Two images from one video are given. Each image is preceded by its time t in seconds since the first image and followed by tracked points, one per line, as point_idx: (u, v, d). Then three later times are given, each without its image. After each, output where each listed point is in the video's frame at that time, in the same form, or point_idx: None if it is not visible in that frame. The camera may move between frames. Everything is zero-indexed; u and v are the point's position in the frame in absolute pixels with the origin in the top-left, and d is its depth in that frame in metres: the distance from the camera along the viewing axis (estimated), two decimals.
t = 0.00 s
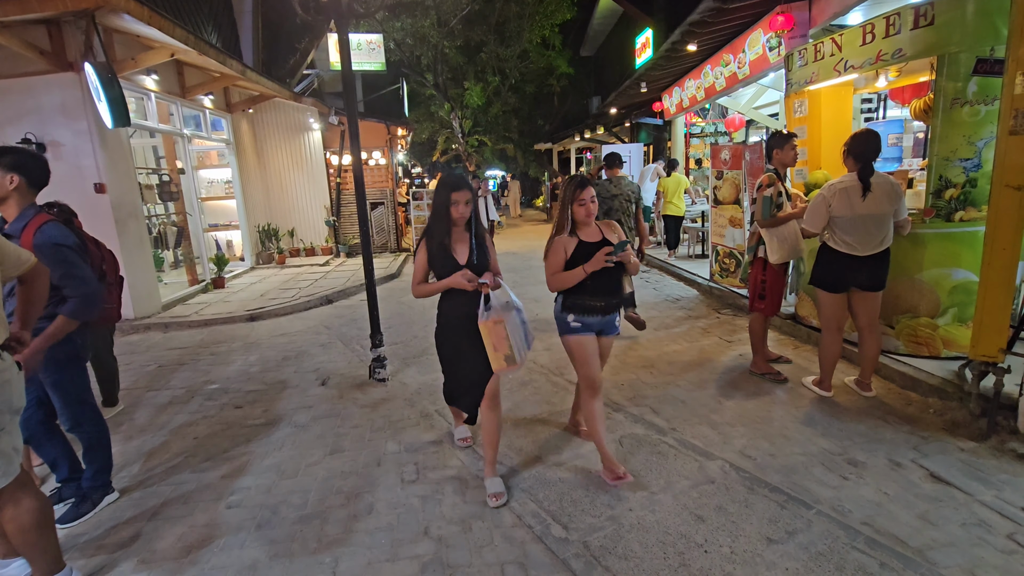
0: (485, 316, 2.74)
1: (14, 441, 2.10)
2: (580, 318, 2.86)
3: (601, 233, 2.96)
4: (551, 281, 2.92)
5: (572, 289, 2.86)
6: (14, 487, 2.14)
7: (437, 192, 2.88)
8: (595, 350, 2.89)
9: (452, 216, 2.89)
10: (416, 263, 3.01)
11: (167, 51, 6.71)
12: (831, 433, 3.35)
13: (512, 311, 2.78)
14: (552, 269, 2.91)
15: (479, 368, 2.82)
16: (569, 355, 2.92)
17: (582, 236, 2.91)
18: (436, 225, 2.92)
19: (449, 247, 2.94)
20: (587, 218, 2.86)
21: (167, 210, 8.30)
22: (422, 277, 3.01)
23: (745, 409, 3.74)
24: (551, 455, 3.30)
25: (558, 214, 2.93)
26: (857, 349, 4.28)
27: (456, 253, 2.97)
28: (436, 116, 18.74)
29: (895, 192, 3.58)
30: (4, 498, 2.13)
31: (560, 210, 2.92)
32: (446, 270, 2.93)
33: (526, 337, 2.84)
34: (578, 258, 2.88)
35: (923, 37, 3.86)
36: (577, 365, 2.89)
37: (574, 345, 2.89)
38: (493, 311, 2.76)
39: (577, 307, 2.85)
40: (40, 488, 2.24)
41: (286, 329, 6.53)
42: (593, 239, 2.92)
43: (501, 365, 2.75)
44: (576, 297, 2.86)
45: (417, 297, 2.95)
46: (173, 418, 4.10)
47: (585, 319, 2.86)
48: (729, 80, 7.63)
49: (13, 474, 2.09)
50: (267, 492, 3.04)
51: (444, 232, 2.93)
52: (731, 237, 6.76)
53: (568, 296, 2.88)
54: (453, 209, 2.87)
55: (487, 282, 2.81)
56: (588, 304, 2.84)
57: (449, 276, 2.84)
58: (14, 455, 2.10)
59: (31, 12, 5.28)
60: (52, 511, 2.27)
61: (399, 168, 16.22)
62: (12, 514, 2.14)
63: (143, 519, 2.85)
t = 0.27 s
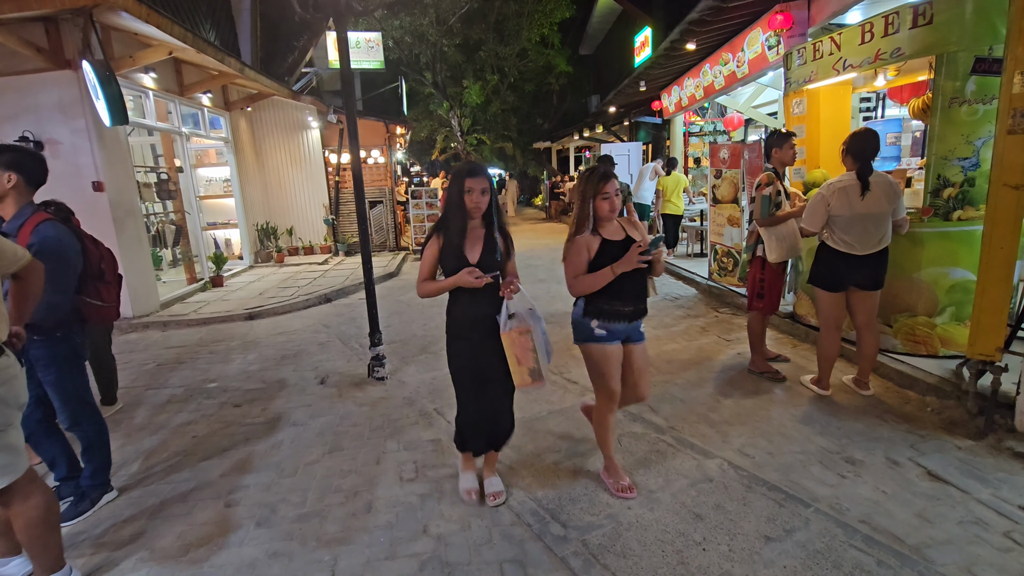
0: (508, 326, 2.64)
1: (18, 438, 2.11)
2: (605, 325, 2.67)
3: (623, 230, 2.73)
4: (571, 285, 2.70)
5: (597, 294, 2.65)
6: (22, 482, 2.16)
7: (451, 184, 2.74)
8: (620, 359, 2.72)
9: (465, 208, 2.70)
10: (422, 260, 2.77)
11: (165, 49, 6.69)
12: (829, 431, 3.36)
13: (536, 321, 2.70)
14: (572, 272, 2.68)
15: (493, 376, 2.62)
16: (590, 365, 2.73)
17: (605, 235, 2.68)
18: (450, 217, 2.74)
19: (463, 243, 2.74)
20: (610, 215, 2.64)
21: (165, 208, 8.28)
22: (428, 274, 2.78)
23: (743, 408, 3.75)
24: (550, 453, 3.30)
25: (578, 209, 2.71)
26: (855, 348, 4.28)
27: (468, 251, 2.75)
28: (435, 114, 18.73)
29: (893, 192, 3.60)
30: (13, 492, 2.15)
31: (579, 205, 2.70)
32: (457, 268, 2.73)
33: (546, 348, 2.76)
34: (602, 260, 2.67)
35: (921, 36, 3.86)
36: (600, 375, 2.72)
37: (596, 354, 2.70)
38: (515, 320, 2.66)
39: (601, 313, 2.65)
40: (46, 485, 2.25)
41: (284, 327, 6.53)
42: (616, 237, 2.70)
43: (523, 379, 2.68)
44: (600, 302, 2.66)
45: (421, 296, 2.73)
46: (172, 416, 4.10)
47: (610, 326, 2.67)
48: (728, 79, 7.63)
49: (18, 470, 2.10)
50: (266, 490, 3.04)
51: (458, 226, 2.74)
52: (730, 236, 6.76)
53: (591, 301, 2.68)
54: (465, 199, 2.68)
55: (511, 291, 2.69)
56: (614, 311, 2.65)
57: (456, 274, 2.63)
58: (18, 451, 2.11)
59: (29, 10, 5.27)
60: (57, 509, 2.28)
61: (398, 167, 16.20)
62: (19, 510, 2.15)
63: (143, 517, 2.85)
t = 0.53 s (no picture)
0: (514, 359, 2.13)
1: (20, 435, 2.11)
2: (634, 340, 2.48)
3: (654, 236, 2.55)
4: (603, 296, 2.51)
5: (630, 307, 2.45)
6: (27, 479, 2.17)
7: (459, 189, 2.31)
8: (647, 375, 2.57)
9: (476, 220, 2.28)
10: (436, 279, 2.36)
11: (162, 47, 6.68)
12: (827, 430, 3.37)
13: (549, 356, 2.24)
14: (604, 281, 2.48)
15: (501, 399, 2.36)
16: (612, 378, 2.60)
17: (638, 241, 2.48)
18: (460, 230, 2.30)
19: (479, 260, 2.29)
20: (643, 220, 2.47)
21: (162, 207, 8.25)
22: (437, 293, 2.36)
23: (741, 407, 3.76)
24: (548, 452, 3.30)
25: (608, 213, 2.51)
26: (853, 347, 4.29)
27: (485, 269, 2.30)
28: (433, 113, 18.71)
29: (891, 191, 3.60)
30: (20, 489, 2.16)
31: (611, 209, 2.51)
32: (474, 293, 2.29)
33: (558, 387, 2.32)
34: (636, 271, 2.46)
35: (920, 35, 3.85)
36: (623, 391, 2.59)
37: (618, 368, 2.54)
38: (524, 354, 2.16)
39: (631, 327, 2.47)
40: (50, 483, 2.26)
41: (282, 326, 6.52)
42: (648, 244, 2.50)
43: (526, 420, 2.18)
44: (630, 315, 2.47)
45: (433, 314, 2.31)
46: (170, 415, 4.09)
47: (639, 341, 2.47)
48: (726, 78, 7.63)
49: (23, 467, 2.11)
50: (264, 489, 3.04)
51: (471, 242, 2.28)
52: (728, 235, 6.77)
53: (620, 313, 2.49)
54: (477, 208, 2.27)
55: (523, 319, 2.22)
56: (645, 326, 2.46)
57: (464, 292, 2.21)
58: (23, 448, 2.12)
59: (25, 7, 5.24)
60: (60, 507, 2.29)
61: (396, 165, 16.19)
62: (25, 506, 2.16)
63: (140, 517, 2.85)
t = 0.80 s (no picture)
0: (570, 370, 2.10)
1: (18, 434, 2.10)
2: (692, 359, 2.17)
3: (711, 243, 2.24)
4: (655, 312, 2.22)
5: (685, 323, 2.16)
6: (27, 479, 2.16)
7: (473, 182, 2.09)
8: (707, 400, 2.25)
9: (495, 213, 2.06)
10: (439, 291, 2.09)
11: (160, 46, 6.65)
12: (826, 429, 3.37)
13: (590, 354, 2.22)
14: (655, 295, 2.19)
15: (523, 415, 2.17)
16: (667, 403, 2.28)
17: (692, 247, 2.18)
18: (474, 228, 2.06)
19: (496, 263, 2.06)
20: (699, 225, 2.18)
21: (160, 206, 8.24)
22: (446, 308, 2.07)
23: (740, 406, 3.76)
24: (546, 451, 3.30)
25: (657, 219, 2.24)
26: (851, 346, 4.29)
27: (505, 270, 2.07)
28: (432, 112, 18.70)
29: (890, 190, 3.59)
30: (20, 489, 2.15)
31: (661, 215, 2.24)
32: (492, 300, 2.06)
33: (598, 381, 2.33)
34: (692, 282, 2.15)
35: (919, 34, 3.86)
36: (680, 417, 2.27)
37: (675, 393, 2.23)
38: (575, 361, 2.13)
39: (688, 346, 2.16)
40: (50, 482, 2.26)
41: (281, 325, 6.51)
42: (704, 250, 2.19)
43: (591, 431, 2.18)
44: (688, 334, 2.17)
45: (438, 337, 2.04)
46: (168, 415, 4.09)
47: (700, 361, 2.16)
48: (725, 77, 7.62)
49: (22, 467, 2.10)
50: (262, 488, 3.04)
51: (488, 237, 2.05)
52: (727, 234, 6.77)
53: (675, 331, 2.19)
54: (495, 202, 2.06)
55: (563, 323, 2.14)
56: (705, 344, 2.16)
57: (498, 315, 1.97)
58: (21, 447, 2.12)
59: (22, 5, 5.23)
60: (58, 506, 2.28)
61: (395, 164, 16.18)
62: (21, 507, 2.15)
63: (138, 516, 2.84)
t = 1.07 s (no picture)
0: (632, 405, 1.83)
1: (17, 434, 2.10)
2: (739, 368, 1.95)
3: (769, 242, 1.99)
4: (696, 314, 2.00)
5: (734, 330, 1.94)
6: (25, 479, 2.16)
7: (507, 186, 1.85)
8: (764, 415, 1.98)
9: (534, 224, 1.83)
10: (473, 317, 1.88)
11: (158, 45, 6.64)
12: (825, 428, 3.37)
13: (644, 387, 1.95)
14: (699, 298, 1.96)
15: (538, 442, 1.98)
16: (720, 418, 2.02)
17: (744, 248, 1.94)
18: (506, 239, 1.85)
19: (530, 281, 1.85)
20: (754, 221, 1.94)
21: (159, 205, 8.23)
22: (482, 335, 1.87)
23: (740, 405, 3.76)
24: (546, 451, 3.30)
25: (706, 213, 2.00)
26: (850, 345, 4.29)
27: (539, 292, 1.86)
28: (431, 111, 18.69)
29: (889, 189, 3.57)
30: (19, 489, 2.14)
31: (711, 209, 2.00)
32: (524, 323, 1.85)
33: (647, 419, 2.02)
34: (742, 284, 1.93)
35: (918, 33, 3.85)
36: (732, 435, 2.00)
37: (727, 406, 1.97)
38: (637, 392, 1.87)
39: (735, 353, 1.95)
40: (48, 482, 2.25)
41: (280, 325, 6.51)
42: (760, 251, 1.95)
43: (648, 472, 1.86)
44: (735, 340, 1.96)
45: (476, 369, 1.84)
46: (167, 415, 4.08)
47: (747, 369, 1.95)
48: (724, 76, 7.61)
49: (20, 467, 2.10)
50: (261, 489, 3.03)
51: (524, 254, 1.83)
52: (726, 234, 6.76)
53: (721, 337, 1.98)
54: (533, 210, 1.83)
55: (631, 353, 1.82)
56: (753, 351, 1.94)
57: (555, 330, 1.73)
58: (20, 447, 2.11)
59: (20, 4, 5.21)
60: (57, 507, 2.27)
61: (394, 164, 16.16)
62: (18, 508, 2.14)
63: (138, 516, 2.84)
